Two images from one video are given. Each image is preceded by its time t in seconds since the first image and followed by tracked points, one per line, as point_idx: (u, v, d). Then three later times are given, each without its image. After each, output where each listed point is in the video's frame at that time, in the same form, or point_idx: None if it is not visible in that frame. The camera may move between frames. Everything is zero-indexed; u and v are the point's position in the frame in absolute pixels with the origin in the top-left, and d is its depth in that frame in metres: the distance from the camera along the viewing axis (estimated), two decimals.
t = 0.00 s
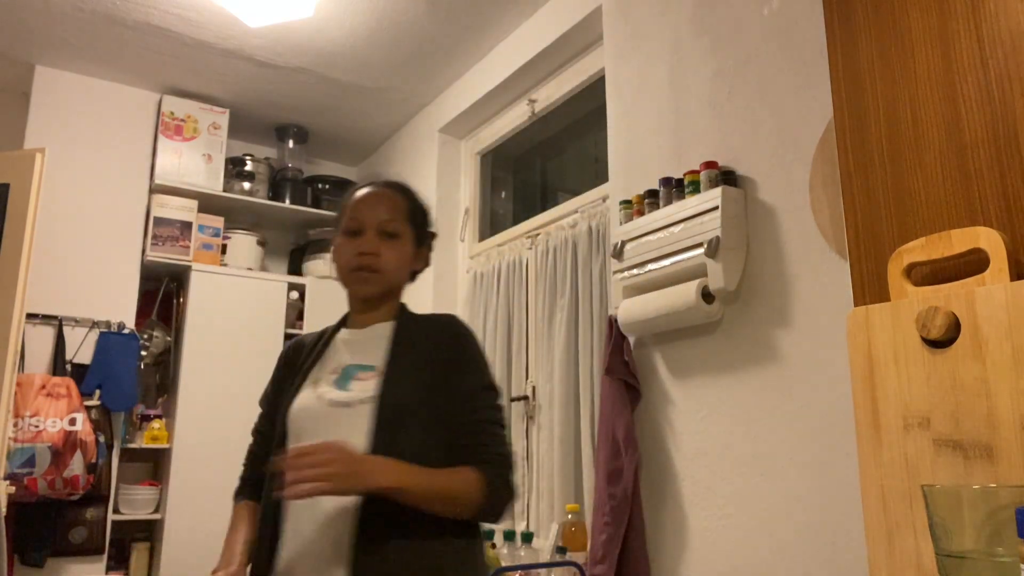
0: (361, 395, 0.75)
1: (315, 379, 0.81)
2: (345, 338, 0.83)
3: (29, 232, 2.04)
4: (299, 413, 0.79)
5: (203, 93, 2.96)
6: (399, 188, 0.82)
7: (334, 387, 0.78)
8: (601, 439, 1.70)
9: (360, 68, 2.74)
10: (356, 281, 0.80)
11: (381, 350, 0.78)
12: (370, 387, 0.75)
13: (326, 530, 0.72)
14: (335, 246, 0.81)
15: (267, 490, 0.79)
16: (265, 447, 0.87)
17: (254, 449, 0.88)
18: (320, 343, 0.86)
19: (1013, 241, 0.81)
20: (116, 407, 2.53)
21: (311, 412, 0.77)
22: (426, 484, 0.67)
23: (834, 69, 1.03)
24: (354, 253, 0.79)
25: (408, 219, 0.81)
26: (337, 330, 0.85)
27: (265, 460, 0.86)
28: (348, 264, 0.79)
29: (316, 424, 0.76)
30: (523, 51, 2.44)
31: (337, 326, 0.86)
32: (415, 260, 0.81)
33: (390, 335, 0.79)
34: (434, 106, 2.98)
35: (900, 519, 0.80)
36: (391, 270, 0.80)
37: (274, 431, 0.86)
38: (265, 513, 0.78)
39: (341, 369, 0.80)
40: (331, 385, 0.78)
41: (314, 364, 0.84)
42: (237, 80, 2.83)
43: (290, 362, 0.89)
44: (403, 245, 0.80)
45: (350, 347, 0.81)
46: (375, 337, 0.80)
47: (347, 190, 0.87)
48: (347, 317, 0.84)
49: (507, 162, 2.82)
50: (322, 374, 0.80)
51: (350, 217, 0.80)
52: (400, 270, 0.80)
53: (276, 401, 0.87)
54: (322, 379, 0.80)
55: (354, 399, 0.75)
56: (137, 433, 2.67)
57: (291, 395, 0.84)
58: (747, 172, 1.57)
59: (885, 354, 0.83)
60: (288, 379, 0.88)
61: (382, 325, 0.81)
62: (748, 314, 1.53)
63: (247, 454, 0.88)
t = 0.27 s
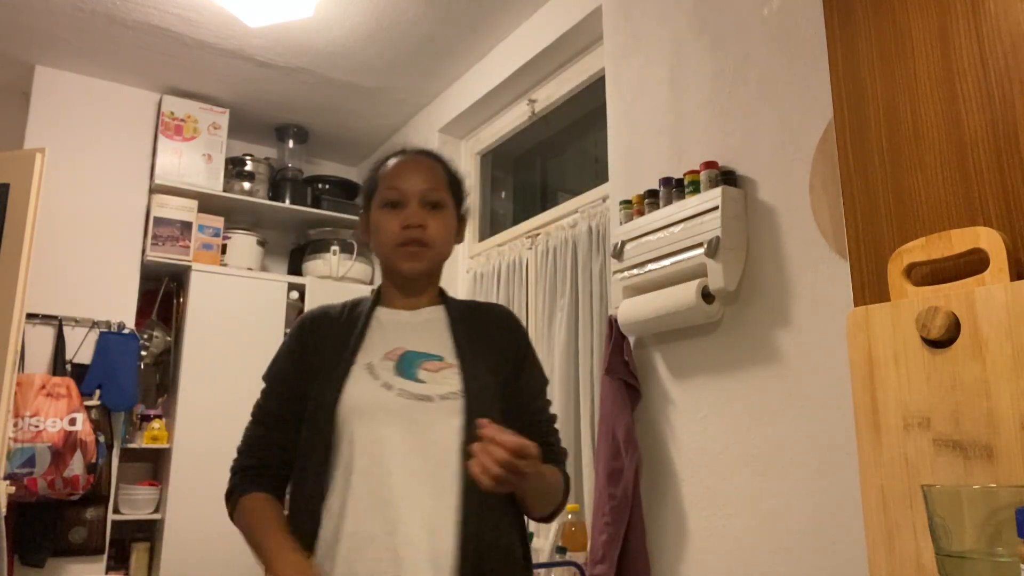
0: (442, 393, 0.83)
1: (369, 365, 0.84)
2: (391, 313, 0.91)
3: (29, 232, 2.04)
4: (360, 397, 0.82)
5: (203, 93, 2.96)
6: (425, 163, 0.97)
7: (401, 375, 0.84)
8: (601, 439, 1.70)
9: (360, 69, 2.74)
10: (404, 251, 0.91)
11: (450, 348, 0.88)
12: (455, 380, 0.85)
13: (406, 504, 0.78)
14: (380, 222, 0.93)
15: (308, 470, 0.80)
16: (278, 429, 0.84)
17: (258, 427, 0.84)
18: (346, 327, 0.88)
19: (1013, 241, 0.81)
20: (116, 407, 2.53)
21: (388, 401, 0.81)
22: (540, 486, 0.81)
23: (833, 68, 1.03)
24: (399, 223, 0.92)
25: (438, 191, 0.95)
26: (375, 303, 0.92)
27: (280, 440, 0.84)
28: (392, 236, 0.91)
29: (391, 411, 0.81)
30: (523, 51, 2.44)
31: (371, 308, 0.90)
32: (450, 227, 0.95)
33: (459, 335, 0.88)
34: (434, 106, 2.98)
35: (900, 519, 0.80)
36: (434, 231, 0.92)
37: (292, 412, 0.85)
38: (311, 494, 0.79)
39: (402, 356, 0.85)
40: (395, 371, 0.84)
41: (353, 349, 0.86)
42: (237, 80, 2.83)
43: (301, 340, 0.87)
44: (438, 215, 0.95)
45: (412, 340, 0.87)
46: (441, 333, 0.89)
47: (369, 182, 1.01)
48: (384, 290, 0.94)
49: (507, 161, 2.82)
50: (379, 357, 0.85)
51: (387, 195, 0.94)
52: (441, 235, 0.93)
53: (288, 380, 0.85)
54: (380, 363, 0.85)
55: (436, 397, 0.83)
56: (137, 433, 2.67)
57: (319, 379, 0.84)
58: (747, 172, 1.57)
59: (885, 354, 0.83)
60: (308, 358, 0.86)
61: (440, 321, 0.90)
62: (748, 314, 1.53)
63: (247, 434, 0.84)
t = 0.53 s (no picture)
0: (487, 405, 0.84)
1: (409, 365, 0.84)
2: (426, 309, 0.91)
3: (29, 233, 2.04)
4: (405, 400, 0.80)
5: (202, 93, 2.95)
6: (458, 137, 0.95)
7: (442, 375, 0.84)
8: (602, 438, 1.70)
9: (360, 69, 2.74)
10: (437, 235, 0.89)
11: (489, 354, 0.90)
12: (501, 389, 0.87)
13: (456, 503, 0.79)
14: (412, 203, 0.92)
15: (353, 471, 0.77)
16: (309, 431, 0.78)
17: (284, 430, 0.77)
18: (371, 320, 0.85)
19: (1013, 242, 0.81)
20: (116, 407, 2.52)
21: (437, 409, 0.81)
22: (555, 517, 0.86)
23: (833, 68, 1.03)
24: (432, 205, 0.90)
25: (471, 169, 0.93)
26: (402, 286, 0.92)
27: (311, 442, 0.78)
28: (425, 217, 0.89)
29: (440, 420, 0.81)
30: (523, 51, 2.44)
31: (399, 300, 0.89)
32: (484, 208, 0.93)
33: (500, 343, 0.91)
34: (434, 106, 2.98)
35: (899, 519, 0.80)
36: (473, 215, 0.91)
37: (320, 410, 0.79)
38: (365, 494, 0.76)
39: (441, 357, 0.86)
40: (436, 373, 0.84)
41: (388, 346, 0.84)
42: (237, 80, 2.83)
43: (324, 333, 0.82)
44: (472, 195, 0.93)
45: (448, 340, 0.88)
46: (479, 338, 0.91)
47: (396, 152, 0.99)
48: (414, 274, 0.93)
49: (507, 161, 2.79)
50: (419, 356, 0.85)
51: (419, 171, 0.93)
52: (475, 218, 0.91)
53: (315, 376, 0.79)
54: (419, 361, 0.84)
55: (483, 409, 0.83)
56: (137, 433, 2.67)
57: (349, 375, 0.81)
58: (747, 172, 1.57)
59: (885, 354, 0.83)
60: (338, 354, 0.82)
61: (476, 326, 0.93)
62: (748, 314, 1.53)
63: (274, 439, 0.76)
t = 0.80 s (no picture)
0: (517, 404, 0.72)
1: (421, 355, 0.73)
2: (448, 291, 0.79)
3: (29, 232, 2.04)
4: (415, 399, 0.69)
5: (202, 93, 2.96)
6: (481, 79, 0.79)
7: (462, 368, 0.73)
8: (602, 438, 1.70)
9: (360, 68, 2.74)
10: (456, 204, 0.75)
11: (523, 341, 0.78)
12: (536, 382, 0.74)
13: (476, 512, 0.67)
14: (427, 161, 0.78)
15: (344, 475, 0.66)
16: (298, 427, 0.68)
17: (270, 425, 0.67)
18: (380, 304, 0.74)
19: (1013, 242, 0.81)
20: (116, 407, 2.52)
21: (454, 409, 0.69)
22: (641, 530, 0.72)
23: (833, 68, 1.03)
24: (451, 165, 0.76)
25: (498, 121, 0.78)
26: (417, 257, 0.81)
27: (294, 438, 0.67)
28: (442, 181, 0.75)
29: (457, 421, 0.69)
30: (522, 51, 2.44)
31: (415, 281, 0.78)
32: (513, 167, 0.78)
33: (538, 328, 0.79)
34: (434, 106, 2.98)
35: (900, 518, 0.80)
36: (501, 177, 0.77)
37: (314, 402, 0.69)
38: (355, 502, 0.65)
39: (462, 346, 0.75)
40: (455, 364, 0.73)
41: (396, 336, 0.72)
42: (237, 80, 2.83)
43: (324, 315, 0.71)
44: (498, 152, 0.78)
45: (472, 326, 0.77)
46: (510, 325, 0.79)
47: (409, 98, 0.84)
48: (433, 248, 0.81)
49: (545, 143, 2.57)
50: (435, 346, 0.74)
51: (434, 123, 0.78)
52: (503, 181, 0.77)
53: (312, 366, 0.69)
54: (434, 353, 0.73)
55: (512, 410, 0.71)
56: (137, 433, 2.67)
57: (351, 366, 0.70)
58: (747, 172, 1.57)
59: (885, 354, 0.83)
60: (336, 340, 0.71)
61: (507, 310, 0.81)
62: (748, 313, 1.53)
63: (257, 433, 0.67)
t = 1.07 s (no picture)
0: (532, 398, 0.70)
1: (430, 342, 0.71)
2: (459, 271, 0.77)
3: (29, 233, 2.04)
4: (420, 390, 0.68)
5: (203, 93, 2.96)
6: (496, 23, 0.73)
7: (475, 356, 0.71)
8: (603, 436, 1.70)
9: (360, 68, 2.74)
10: (465, 171, 0.72)
11: (547, 325, 0.76)
12: (558, 372, 0.72)
13: (498, 505, 0.66)
14: (436, 120, 0.73)
15: (353, 464, 0.65)
16: (306, 409, 0.66)
17: (276, 411, 0.65)
18: (387, 286, 0.74)
19: (1013, 241, 0.81)
20: (116, 408, 2.52)
21: (464, 406, 0.68)
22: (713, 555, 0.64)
23: (834, 69, 1.04)
24: (463, 127, 0.71)
25: (513, 74, 0.72)
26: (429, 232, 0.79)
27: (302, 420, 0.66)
28: (451, 145, 0.71)
29: (465, 416, 0.68)
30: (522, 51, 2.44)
31: (424, 257, 0.76)
32: (529, 128, 0.73)
33: (562, 312, 0.76)
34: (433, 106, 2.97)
35: (900, 517, 0.80)
36: (520, 140, 0.72)
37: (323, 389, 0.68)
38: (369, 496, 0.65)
39: (474, 331, 0.73)
40: (465, 351, 0.71)
41: (404, 319, 0.71)
42: (237, 79, 2.83)
43: (330, 299, 0.71)
44: (514, 111, 0.73)
45: (485, 308, 0.75)
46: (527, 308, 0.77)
47: (419, 39, 0.78)
48: (447, 222, 0.78)
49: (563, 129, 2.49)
50: (446, 330, 0.73)
51: (443, 77, 0.73)
52: (518, 144, 0.72)
53: (320, 350, 0.68)
54: (444, 337, 0.72)
55: (526, 405, 0.69)
56: (137, 433, 2.67)
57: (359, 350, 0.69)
58: (747, 172, 1.57)
59: (885, 354, 0.83)
60: (342, 318, 0.71)
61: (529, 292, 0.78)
62: (748, 314, 1.53)
63: (263, 420, 0.65)
